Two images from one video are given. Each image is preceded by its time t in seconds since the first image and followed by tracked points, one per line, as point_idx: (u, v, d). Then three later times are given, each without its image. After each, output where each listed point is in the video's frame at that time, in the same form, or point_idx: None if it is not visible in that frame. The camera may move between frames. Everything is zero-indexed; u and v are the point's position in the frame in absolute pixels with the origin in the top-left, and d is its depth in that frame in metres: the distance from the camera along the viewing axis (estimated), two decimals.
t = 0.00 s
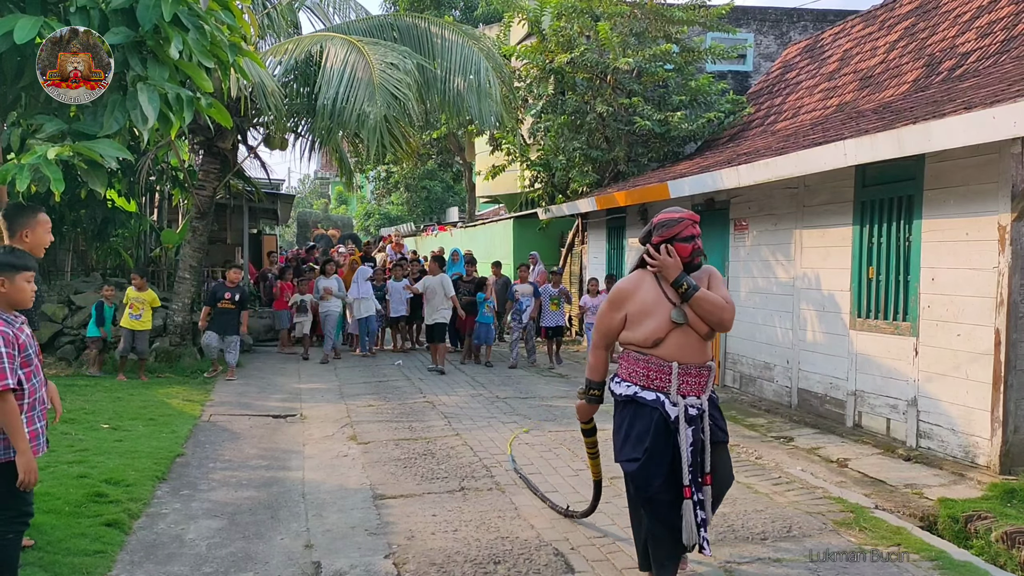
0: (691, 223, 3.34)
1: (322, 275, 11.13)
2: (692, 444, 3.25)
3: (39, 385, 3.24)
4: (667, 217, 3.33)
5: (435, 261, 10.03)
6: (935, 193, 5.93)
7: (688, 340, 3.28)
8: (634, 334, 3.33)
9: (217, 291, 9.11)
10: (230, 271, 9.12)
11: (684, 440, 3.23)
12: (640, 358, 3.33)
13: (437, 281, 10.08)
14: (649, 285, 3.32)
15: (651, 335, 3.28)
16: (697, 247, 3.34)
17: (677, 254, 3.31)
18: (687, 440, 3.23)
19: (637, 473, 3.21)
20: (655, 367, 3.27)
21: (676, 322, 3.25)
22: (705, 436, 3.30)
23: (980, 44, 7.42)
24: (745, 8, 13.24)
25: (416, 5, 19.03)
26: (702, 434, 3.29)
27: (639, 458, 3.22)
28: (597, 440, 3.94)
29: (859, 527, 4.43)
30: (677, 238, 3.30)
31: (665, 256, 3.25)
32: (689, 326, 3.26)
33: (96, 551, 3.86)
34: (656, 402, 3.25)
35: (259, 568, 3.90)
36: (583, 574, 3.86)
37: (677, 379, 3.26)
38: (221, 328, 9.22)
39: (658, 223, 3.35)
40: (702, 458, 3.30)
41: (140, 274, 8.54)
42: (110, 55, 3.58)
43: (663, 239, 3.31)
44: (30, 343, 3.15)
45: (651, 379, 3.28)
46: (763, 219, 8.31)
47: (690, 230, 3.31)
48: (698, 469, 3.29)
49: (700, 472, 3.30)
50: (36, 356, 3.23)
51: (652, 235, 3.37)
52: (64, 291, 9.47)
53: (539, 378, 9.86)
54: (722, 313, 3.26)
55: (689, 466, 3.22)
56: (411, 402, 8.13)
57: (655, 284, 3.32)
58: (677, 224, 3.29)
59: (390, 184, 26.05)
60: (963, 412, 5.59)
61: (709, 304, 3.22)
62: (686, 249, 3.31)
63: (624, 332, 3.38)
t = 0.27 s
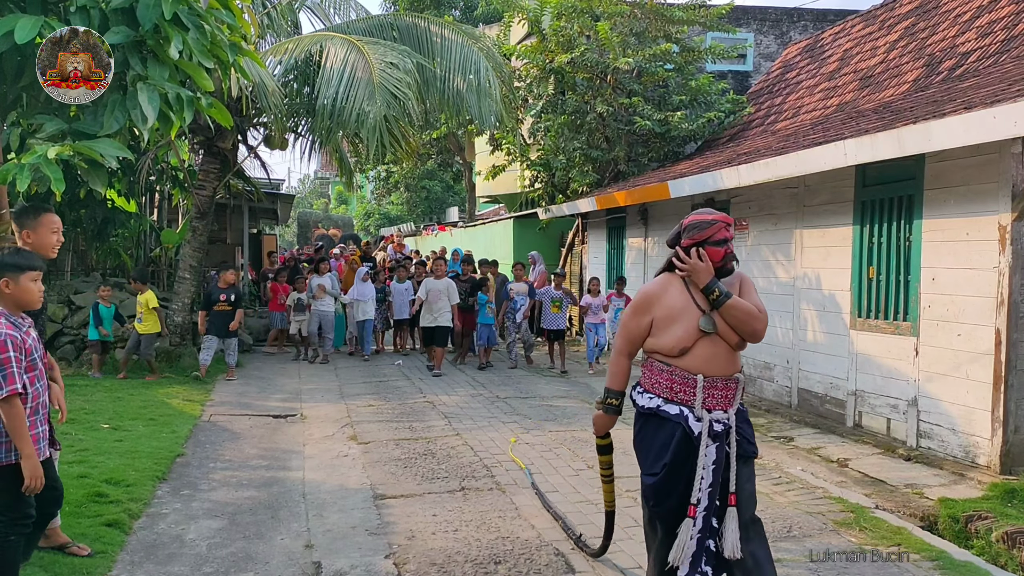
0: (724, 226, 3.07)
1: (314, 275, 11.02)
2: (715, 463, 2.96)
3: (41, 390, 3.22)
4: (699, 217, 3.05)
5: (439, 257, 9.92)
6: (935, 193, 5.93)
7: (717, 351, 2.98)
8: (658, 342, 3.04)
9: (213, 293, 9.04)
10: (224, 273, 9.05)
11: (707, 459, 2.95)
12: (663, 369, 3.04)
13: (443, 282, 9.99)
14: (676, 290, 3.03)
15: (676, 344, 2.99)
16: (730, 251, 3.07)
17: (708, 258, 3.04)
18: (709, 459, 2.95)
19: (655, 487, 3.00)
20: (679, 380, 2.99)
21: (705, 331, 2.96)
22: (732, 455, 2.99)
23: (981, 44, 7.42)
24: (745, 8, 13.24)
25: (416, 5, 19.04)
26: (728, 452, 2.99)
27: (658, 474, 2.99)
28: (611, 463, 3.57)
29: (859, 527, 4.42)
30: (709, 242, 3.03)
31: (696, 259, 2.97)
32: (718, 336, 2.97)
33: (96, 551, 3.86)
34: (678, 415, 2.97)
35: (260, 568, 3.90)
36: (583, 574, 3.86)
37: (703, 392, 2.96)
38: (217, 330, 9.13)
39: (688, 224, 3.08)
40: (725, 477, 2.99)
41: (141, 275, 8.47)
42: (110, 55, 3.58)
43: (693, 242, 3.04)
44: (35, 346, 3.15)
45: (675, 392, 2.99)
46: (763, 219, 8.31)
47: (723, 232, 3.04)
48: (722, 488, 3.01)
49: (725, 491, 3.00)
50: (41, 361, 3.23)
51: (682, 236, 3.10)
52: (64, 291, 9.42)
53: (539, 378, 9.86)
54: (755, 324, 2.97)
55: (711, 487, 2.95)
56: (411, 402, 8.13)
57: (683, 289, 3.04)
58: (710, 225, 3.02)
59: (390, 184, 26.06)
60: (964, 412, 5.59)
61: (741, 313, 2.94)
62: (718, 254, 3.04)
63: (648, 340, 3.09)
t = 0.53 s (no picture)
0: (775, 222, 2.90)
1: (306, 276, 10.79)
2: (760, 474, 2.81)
3: (45, 390, 3.21)
4: (746, 213, 2.90)
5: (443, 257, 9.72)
6: (935, 193, 5.93)
7: (763, 355, 2.82)
8: (701, 344, 2.89)
9: (204, 294, 8.90)
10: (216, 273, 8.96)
11: (753, 471, 2.80)
12: (705, 374, 2.90)
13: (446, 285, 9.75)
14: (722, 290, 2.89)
15: (719, 347, 2.84)
16: (780, 248, 2.90)
17: (757, 256, 2.88)
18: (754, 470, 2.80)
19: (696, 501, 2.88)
20: (722, 386, 2.84)
21: (749, 333, 2.80)
22: (777, 464, 2.83)
23: (981, 44, 7.41)
24: (745, 8, 13.24)
25: (415, 5, 19.04)
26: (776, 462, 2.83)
27: (701, 486, 2.87)
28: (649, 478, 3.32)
29: (859, 527, 4.42)
30: (757, 239, 2.87)
31: (741, 257, 2.82)
32: (765, 339, 2.80)
33: (96, 551, 3.86)
34: (723, 423, 2.82)
35: (259, 568, 3.89)
36: (583, 574, 3.85)
37: (748, 399, 2.80)
38: (215, 331, 8.98)
39: (735, 220, 2.93)
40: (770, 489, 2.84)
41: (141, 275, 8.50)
42: (110, 55, 3.57)
43: (741, 239, 2.89)
44: (36, 347, 3.13)
45: (718, 399, 2.84)
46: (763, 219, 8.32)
47: (773, 229, 2.88)
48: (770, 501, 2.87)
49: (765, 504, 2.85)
50: (44, 362, 3.22)
51: (729, 232, 2.95)
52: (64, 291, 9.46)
53: (539, 378, 9.86)
54: (805, 327, 2.79)
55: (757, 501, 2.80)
56: (411, 402, 8.13)
57: (728, 288, 2.89)
58: (757, 220, 2.86)
59: (390, 184, 26.06)
60: (964, 412, 5.59)
61: (791, 315, 2.76)
62: (768, 252, 2.87)
63: (689, 342, 2.96)
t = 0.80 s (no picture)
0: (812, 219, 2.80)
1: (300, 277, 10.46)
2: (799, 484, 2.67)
3: (44, 391, 3.19)
4: (781, 210, 2.79)
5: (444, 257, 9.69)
6: (935, 193, 5.93)
7: (799, 359, 2.69)
8: (734, 347, 2.79)
9: (205, 294, 8.69)
10: (216, 273, 8.82)
11: (789, 480, 2.65)
12: (738, 379, 2.78)
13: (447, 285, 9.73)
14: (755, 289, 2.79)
15: (752, 349, 2.73)
16: (817, 246, 2.80)
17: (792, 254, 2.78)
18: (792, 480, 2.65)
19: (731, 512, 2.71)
20: (756, 392, 2.72)
21: (785, 336, 2.68)
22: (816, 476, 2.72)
23: (981, 44, 7.42)
24: (745, 8, 13.23)
25: (415, 5, 19.04)
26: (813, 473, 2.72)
27: (731, 494, 2.71)
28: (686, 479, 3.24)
29: (860, 527, 4.43)
30: (792, 236, 2.78)
31: (776, 255, 2.71)
32: (802, 342, 2.68)
33: (96, 551, 3.86)
34: (755, 430, 2.70)
35: (259, 568, 3.89)
36: (584, 574, 3.85)
37: (782, 404, 2.68)
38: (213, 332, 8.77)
39: (769, 217, 2.83)
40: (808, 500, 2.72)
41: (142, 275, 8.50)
42: (110, 55, 3.57)
43: (775, 237, 2.79)
44: (31, 348, 3.08)
45: (752, 403, 2.72)
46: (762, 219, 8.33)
47: (810, 226, 2.77)
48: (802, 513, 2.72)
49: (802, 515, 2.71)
50: (41, 363, 3.19)
51: (763, 230, 2.85)
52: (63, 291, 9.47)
53: (538, 378, 9.86)
54: (843, 328, 2.66)
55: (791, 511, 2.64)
56: (411, 402, 8.13)
57: (762, 289, 2.79)
58: (792, 217, 2.76)
59: (390, 184, 26.05)
60: (964, 411, 5.59)
61: (828, 315, 2.64)
62: (803, 250, 2.78)
63: (722, 345, 2.85)
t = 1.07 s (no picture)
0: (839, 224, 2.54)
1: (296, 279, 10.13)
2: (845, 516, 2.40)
3: (41, 394, 3.16)
4: (805, 215, 2.54)
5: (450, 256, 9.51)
6: (934, 193, 5.93)
7: (833, 377, 2.44)
8: (759, 367, 2.52)
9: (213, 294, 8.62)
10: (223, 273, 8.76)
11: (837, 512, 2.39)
12: (769, 403, 2.50)
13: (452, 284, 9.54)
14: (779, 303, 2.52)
15: (780, 370, 2.46)
16: (846, 254, 2.53)
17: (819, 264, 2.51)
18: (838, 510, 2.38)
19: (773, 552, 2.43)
20: (792, 415, 2.44)
21: (817, 352, 2.42)
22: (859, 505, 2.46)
23: (981, 44, 7.42)
24: (744, 7, 13.23)
25: (415, 5, 19.04)
26: (857, 502, 2.46)
27: (776, 533, 2.43)
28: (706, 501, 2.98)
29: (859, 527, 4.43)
30: (819, 244, 2.51)
31: (802, 265, 2.46)
32: (834, 360, 2.43)
33: (95, 551, 3.86)
34: (794, 458, 2.42)
35: (259, 568, 3.89)
36: (583, 574, 3.86)
37: (821, 429, 2.42)
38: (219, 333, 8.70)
39: (791, 223, 2.57)
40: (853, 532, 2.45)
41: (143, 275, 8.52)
42: (110, 55, 3.57)
43: (800, 245, 2.52)
44: (27, 351, 3.08)
45: (788, 429, 2.45)
46: (762, 219, 8.33)
47: (838, 231, 2.51)
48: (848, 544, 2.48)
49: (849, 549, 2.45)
50: (40, 366, 3.17)
51: (785, 237, 2.59)
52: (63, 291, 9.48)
53: (538, 378, 9.86)
54: (879, 343, 2.42)
55: (844, 547, 2.37)
56: (411, 402, 8.13)
57: (788, 302, 2.53)
58: (819, 223, 2.50)
59: (389, 183, 26.06)
60: (963, 411, 5.59)
61: (862, 330, 2.40)
62: (832, 258, 2.51)
63: (744, 364, 2.58)
